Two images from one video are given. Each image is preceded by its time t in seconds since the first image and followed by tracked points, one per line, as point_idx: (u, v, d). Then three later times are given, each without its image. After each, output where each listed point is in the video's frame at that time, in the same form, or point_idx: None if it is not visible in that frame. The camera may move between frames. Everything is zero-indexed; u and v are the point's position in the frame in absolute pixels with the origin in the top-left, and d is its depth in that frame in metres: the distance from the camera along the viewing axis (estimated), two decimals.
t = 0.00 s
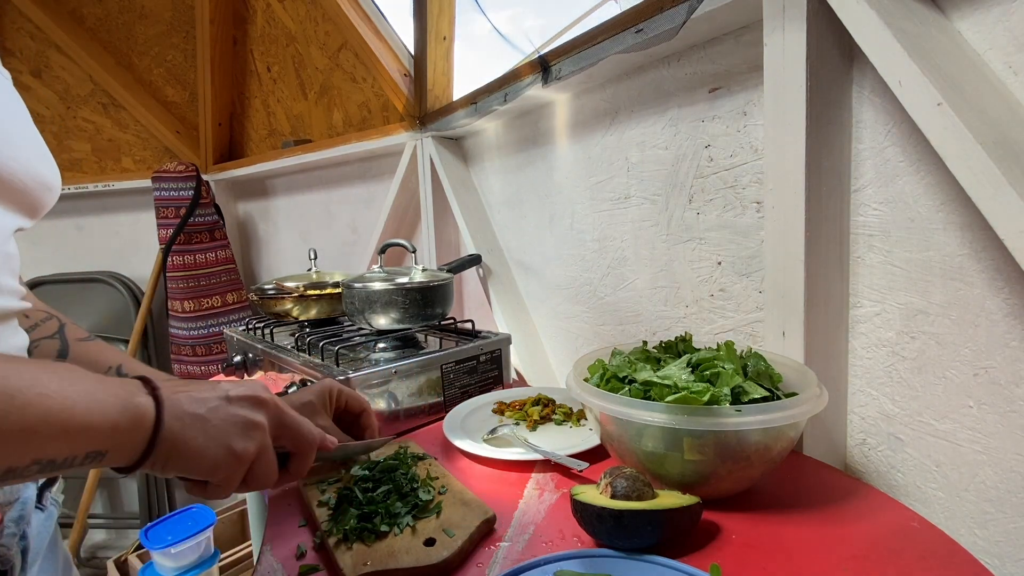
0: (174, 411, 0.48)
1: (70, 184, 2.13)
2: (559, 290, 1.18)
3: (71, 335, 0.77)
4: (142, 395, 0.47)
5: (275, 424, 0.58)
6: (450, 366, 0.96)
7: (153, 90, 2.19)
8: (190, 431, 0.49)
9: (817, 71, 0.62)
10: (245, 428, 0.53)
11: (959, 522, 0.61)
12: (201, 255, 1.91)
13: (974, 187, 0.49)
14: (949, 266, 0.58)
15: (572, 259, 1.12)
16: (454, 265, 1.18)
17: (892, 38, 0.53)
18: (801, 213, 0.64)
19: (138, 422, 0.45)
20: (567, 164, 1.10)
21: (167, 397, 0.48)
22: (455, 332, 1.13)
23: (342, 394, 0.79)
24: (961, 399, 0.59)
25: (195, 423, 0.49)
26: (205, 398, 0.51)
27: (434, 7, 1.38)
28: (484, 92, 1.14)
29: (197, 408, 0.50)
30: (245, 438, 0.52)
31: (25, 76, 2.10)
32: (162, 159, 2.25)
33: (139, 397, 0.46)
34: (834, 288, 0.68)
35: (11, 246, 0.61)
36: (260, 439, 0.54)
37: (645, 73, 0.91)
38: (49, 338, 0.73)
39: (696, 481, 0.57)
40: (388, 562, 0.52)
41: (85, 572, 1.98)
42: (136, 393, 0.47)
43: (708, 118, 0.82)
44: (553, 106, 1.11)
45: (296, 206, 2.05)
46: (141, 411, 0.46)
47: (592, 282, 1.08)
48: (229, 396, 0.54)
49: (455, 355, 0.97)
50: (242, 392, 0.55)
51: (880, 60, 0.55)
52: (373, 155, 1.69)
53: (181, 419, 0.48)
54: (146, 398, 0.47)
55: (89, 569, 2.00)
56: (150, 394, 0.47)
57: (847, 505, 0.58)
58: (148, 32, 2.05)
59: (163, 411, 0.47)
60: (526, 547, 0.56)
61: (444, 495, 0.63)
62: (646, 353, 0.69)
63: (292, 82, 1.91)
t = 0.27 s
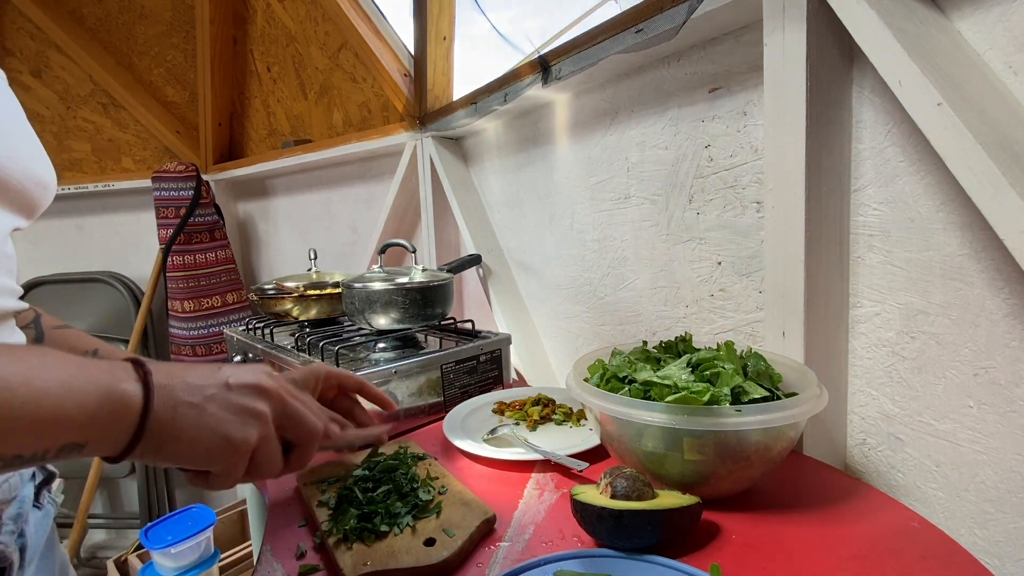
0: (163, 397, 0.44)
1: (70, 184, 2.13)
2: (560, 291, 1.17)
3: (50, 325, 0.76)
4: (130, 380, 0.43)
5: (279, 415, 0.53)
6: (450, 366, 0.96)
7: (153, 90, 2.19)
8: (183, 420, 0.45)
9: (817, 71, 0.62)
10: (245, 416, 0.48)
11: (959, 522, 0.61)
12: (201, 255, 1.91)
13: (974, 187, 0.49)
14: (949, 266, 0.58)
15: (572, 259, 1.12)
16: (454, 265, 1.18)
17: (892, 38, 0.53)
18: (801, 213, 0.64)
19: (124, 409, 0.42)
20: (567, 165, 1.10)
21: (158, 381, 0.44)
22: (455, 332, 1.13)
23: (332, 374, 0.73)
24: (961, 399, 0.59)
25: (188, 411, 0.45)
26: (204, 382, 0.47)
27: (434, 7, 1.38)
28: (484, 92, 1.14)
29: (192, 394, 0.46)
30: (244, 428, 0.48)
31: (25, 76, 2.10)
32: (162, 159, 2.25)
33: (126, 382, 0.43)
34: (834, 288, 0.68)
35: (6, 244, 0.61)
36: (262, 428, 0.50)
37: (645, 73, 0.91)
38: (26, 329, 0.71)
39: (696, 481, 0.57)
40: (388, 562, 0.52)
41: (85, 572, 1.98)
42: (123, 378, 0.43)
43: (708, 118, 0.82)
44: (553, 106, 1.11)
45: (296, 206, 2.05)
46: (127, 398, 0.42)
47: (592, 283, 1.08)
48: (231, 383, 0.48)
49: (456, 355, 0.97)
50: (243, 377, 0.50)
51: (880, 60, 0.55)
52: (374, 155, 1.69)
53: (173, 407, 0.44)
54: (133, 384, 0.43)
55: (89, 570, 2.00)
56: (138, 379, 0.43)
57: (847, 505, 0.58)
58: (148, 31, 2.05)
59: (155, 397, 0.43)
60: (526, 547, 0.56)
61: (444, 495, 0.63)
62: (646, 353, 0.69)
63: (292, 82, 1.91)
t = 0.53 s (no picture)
0: (230, 520, 0.34)
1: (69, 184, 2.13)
2: (560, 290, 1.18)
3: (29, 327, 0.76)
4: (179, 496, 0.34)
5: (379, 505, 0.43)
6: (450, 366, 0.96)
7: (153, 90, 2.19)
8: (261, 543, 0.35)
9: (817, 71, 0.62)
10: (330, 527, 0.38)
11: (959, 522, 0.61)
12: (201, 255, 1.91)
13: (975, 188, 0.49)
14: (949, 266, 0.58)
15: (572, 259, 1.12)
16: (454, 265, 1.18)
17: (891, 39, 0.54)
18: (801, 213, 0.64)
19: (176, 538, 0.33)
20: (567, 165, 1.10)
21: (224, 495, 0.35)
22: (455, 332, 1.13)
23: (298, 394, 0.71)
24: (961, 399, 0.59)
25: (267, 536, 0.35)
26: (287, 484, 0.37)
27: (434, 7, 1.38)
28: (484, 92, 1.14)
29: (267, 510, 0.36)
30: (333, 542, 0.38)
31: (25, 76, 2.10)
32: (162, 159, 2.25)
33: (173, 499, 0.33)
34: (834, 288, 0.68)
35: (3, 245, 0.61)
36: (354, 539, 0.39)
37: (645, 73, 0.91)
38: None
39: (696, 481, 0.57)
40: (388, 562, 0.52)
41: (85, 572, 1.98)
42: (170, 495, 0.33)
43: (708, 118, 0.82)
44: (553, 106, 1.11)
45: (296, 206, 2.05)
46: (174, 522, 0.32)
47: (592, 283, 1.08)
48: (318, 478, 0.39)
49: (455, 355, 0.97)
50: (333, 468, 0.40)
51: (880, 60, 0.55)
52: (374, 155, 1.69)
53: (246, 530, 0.35)
54: (181, 502, 0.33)
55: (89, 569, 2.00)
56: (194, 497, 0.34)
57: (847, 505, 0.58)
58: (148, 31, 2.05)
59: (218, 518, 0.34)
60: (526, 547, 0.56)
61: (444, 495, 0.63)
62: (646, 353, 0.69)
63: (292, 82, 1.91)
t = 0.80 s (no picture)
0: None
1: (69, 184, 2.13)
2: (560, 291, 1.17)
3: (58, 320, 0.77)
4: None
5: None
6: (450, 366, 0.96)
7: (153, 90, 2.19)
8: None
9: (817, 71, 0.62)
10: None
11: (959, 522, 0.61)
12: (201, 255, 1.91)
13: (975, 188, 0.49)
14: (949, 266, 0.58)
15: (572, 259, 1.12)
16: (454, 265, 1.18)
17: (891, 39, 0.54)
18: (801, 213, 0.64)
19: None
20: (567, 164, 1.10)
21: None
22: (455, 332, 1.13)
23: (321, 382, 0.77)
24: (961, 399, 0.59)
25: None
26: None
27: (434, 7, 1.38)
28: (484, 92, 1.14)
29: None
30: None
31: (25, 76, 2.10)
32: (162, 159, 2.25)
33: None
34: (833, 288, 0.67)
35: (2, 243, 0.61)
36: None
37: (646, 73, 0.91)
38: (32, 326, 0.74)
39: (695, 481, 0.57)
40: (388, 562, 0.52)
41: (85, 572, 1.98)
42: None
43: (708, 118, 0.82)
44: (553, 106, 1.11)
45: (296, 206, 2.05)
46: None
47: (592, 283, 1.08)
48: None
49: (455, 355, 0.97)
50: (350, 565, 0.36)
51: (880, 60, 0.55)
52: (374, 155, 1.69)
53: None
54: None
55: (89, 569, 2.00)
56: None
57: (847, 505, 0.58)
58: (148, 31, 2.05)
59: None
60: (526, 547, 0.56)
61: (444, 496, 0.63)
62: (646, 353, 0.69)
63: (292, 82, 1.91)
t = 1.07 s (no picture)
0: None
1: (69, 184, 2.13)
2: (560, 291, 1.17)
3: (94, 301, 0.76)
4: None
5: None
6: (450, 366, 0.96)
7: (153, 90, 2.19)
8: None
9: (816, 71, 0.62)
10: None
11: (959, 522, 0.61)
12: (201, 255, 1.91)
13: (975, 187, 0.49)
14: (949, 266, 0.58)
15: (572, 259, 1.12)
16: (454, 265, 1.18)
17: (892, 38, 0.54)
18: (801, 213, 0.64)
19: None
20: (567, 165, 1.10)
21: None
22: (455, 332, 1.13)
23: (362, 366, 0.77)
24: (961, 399, 0.59)
25: None
26: None
27: (433, 8, 1.38)
28: (484, 92, 1.14)
29: None
30: None
31: (25, 76, 2.10)
32: (162, 159, 2.25)
33: None
34: (833, 288, 0.68)
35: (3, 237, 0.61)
36: None
37: (645, 73, 0.91)
38: (71, 305, 0.73)
39: (695, 481, 0.58)
40: (388, 562, 0.52)
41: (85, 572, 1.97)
42: None
43: (708, 118, 0.82)
44: (553, 106, 1.11)
45: (296, 206, 2.05)
46: None
47: (592, 283, 1.08)
48: None
49: (456, 355, 0.97)
50: None
51: (880, 60, 0.55)
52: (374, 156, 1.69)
53: None
54: None
55: (89, 569, 2.00)
56: None
57: (846, 505, 0.58)
58: (148, 32, 2.05)
59: None
60: (525, 547, 0.56)
61: (444, 495, 0.63)
62: (646, 352, 0.69)
63: (292, 82, 1.91)
